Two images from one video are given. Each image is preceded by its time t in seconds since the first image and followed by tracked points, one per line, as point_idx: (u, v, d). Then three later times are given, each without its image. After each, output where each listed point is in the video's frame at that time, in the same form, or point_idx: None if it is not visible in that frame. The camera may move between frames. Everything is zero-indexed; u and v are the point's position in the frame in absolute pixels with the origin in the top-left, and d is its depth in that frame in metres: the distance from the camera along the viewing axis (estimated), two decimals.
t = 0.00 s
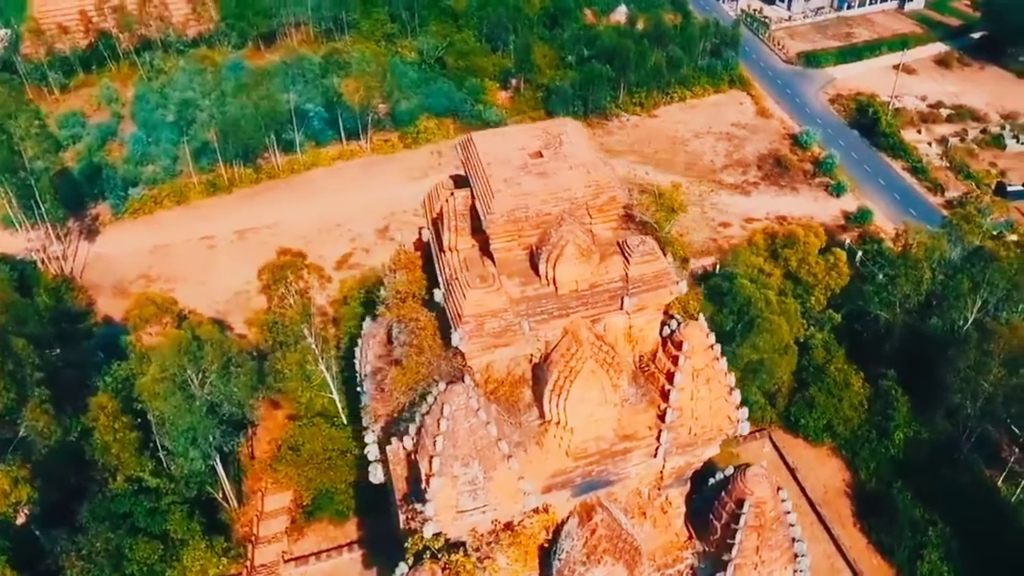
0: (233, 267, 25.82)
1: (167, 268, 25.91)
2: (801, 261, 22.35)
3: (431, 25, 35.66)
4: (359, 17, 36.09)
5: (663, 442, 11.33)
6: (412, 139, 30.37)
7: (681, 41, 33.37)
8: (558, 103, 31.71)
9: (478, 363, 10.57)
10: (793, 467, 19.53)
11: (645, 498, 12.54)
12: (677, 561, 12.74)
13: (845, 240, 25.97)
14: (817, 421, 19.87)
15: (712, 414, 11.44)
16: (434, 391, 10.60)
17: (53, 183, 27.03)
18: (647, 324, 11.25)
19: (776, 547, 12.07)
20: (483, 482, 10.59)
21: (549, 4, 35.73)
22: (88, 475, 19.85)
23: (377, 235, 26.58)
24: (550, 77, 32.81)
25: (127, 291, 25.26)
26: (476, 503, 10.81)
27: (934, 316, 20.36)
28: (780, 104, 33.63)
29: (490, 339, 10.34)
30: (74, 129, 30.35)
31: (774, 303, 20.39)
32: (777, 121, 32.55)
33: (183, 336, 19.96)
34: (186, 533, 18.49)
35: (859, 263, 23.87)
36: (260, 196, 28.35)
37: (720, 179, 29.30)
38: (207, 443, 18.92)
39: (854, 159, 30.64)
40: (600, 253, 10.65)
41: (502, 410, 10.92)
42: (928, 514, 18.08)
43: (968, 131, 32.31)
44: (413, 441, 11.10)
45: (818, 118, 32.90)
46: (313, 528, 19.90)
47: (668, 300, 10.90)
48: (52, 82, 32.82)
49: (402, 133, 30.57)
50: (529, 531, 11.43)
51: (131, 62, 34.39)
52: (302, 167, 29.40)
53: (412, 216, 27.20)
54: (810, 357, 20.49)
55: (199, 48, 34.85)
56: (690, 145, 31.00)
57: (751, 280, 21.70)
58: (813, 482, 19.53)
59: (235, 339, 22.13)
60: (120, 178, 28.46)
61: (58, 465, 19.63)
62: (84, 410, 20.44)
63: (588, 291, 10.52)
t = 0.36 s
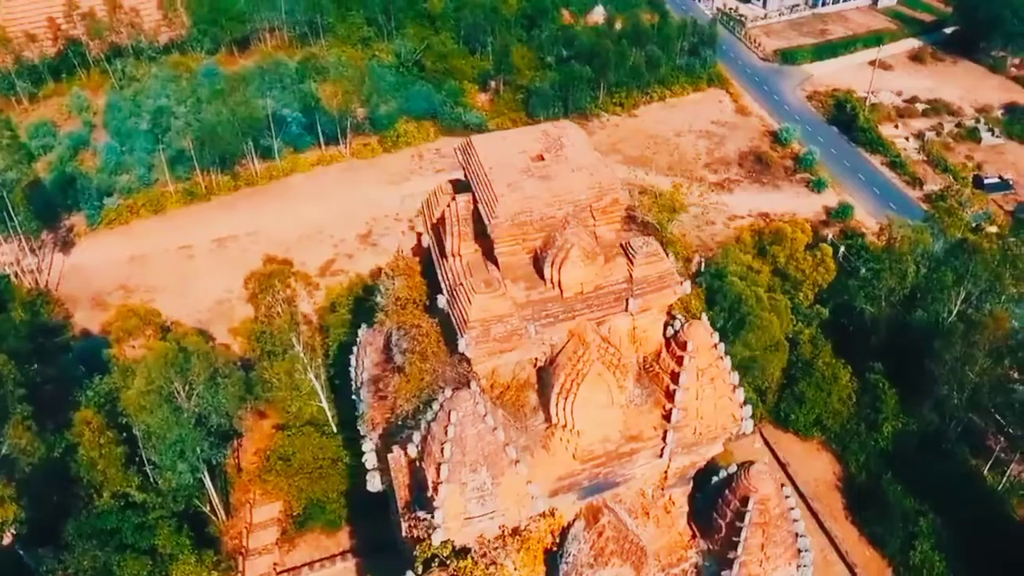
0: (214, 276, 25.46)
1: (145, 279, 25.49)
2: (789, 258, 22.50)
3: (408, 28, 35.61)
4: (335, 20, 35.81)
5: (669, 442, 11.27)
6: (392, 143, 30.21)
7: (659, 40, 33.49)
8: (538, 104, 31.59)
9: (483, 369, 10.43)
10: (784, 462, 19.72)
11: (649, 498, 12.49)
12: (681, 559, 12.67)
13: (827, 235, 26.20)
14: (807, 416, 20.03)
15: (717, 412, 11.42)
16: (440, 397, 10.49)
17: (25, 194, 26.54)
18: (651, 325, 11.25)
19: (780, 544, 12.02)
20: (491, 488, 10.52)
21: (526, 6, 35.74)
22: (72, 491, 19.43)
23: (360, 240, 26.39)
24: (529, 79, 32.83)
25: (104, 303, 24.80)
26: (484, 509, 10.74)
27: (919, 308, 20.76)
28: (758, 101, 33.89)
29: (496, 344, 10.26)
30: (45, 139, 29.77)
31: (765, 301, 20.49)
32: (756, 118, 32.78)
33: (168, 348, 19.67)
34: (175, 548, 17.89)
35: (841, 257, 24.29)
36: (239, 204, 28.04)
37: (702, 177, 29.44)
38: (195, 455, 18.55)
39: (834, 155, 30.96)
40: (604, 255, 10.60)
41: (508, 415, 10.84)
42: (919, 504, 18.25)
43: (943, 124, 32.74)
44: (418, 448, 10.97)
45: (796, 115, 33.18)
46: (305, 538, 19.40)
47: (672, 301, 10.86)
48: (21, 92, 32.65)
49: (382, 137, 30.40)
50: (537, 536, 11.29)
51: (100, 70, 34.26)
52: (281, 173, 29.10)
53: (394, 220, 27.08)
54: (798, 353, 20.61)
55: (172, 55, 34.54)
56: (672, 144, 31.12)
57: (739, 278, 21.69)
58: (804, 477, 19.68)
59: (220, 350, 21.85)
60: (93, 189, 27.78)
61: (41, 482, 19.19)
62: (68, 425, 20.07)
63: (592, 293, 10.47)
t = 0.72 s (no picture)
0: (187, 288, 24.98)
1: (117, 293, 24.96)
2: (773, 255, 23.19)
3: (377, 32, 35.40)
4: (303, 26, 35.51)
5: (673, 442, 11.21)
6: (366, 148, 30.00)
7: (631, 40, 33.64)
8: (512, 107, 31.51)
9: (486, 375, 10.25)
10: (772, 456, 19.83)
11: (651, 498, 12.42)
12: (684, 558, 12.63)
13: (804, 231, 26.46)
14: (793, 410, 20.16)
15: (718, 411, 11.41)
16: (443, 405, 10.35)
17: None
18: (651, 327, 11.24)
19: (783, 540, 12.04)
20: (498, 495, 10.38)
21: (497, 12, 35.61)
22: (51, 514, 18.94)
23: (337, 247, 26.09)
24: (502, 81, 32.79)
25: (74, 319, 24.19)
26: (491, 517, 10.59)
27: (898, 300, 20.86)
28: (731, 99, 34.15)
29: (500, 350, 10.12)
30: (8, 153, 29.01)
31: (753, 298, 20.66)
32: (730, 116, 33.00)
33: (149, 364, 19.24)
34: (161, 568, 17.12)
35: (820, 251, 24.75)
36: (211, 214, 27.60)
37: (678, 175, 29.56)
38: (179, 472, 17.89)
39: (808, 150, 31.29)
40: (604, 258, 10.56)
41: (511, 421, 10.73)
42: (905, 494, 18.44)
43: (913, 118, 33.22)
44: (420, 458, 10.81)
45: (769, 112, 33.45)
46: (293, 552, 19.05)
47: (672, 302, 10.83)
48: None
49: (355, 144, 30.17)
50: (543, 541, 11.17)
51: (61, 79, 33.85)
52: (253, 182, 28.78)
53: (370, 227, 26.84)
54: (782, 348, 20.71)
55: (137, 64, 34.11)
56: (647, 143, 31.23)
57: (726, 276, 21.60)
58: (792, 471, 19.82)
59: (200, 364, 21.48)
60: (60, 202, 27.17)
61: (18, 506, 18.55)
62: (44, 446, 19.59)
63: (594, 296, 10.43)
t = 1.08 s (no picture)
0: (161, 300, 24.51)
1: (89, 308, 24.44)
2: (755, 250, 23.34)
3: (347, 36, 35.15)
4: (270, 31, 35.32)
5: (675, 442, 11.18)
6: (340, 155, 29.83)
7: (604, 41, 33.70)
8: (487, 110, 31.35)
9: (490, 380, 10.20)
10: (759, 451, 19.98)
11: (652, 498, 12.37)
12: (686, 557, 12.54)
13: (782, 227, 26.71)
14: (778, 405, 20.30)
15: (720, 409, 11.39)
16: (448, 412, 10.27)
17: None
18: (652, 327, 11.22)
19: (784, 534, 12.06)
20: (505, 501, 10.24)
21: (468, 14, 36.22)
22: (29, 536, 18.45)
23: (314, 255, 25.77)
24: (476, 84, 32.75)
25: (45, 335, 23.61)
26: (498, 523, 10.42)
27: (880, 294, 21.13)
28: (705, 96, 34.41)
29: (503, 355, 10.07)
30: None
31: (739, 294, 20.86)
32: (705, 114, 33.19)
33: (130, 380, 18.83)
34: None
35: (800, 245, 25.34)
36: (184, 225, 27.24)
37: (655, 174, 29.68)
38: (163, 489, 17.62)
39: (783, 146, 31.59)
40: (605, 260, 10.51)
41: (514, 426, 10.57)
42: (892, 484, 18.70)
43: (885, 113, 33.68)
44: (423, 467, 10.67)
45: (743, 110, 33.72)
46: (282, 565, 18.61)
47: (673, 302, 10.82)
48: None
49: (329, 150, 29.97)
50: (547, 545, 11.13)
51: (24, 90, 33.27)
52: (225, 191, 28.50)
53: (347, 233, 26.58)
54: (766, 343, 20.92)
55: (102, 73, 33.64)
56: (623, 143, 31.33)
57: (710, 273, 21.89)
58: (781, 465, 19.92)
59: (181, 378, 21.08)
60: (28, 216, 26.34)
61: None
62: (22, 467, 19.13)
63: (596, 299, 10.35)
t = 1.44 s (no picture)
0: (136, 314, 24.00)
1: (60, 323, 23.84)
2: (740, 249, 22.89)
3: (316, 40, 34.82)
4: (239, 37, 34.82)
5: (678, 440, 11.14)
6: (314, 161, 29.60)
7: (578, 42, 33.48)
8: (462, 113, 31.28)
9: (495, 384, 10.13)
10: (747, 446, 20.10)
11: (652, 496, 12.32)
12: (688, 554, 12.47)
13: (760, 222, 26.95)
14: (765, 399, 20.45)
15: (721, 407, 11.36)
16: (454, 418, 10.12)
17: None
18: (653, 327, 11.14)
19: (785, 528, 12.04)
20: (512, 506, 10.12)
21: (440, 15, 37.01)
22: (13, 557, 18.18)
23: (291, 263, 25.44)
24: (450, 87, 32.68)
25: (15, 352, 22.99)
26: (506, 528, 10.30)
27: (860, 287, 21.41)
28: (678, 95, 34.65)
29: (508, 360, 9.97)
30: None
31: (725, 291, 21.04)
32: (679, 113, 33.38)
33: (111, 396, 18.40)
34: None
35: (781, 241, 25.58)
36: (154, 236, 26.81)
37: (632, 173, 29.78)
38: (148, 507, 17.18)
39: (758, 143, 31.89)
40: (605, 261, 10.43)
41: (519, 430, 10.44)
42: (879, 475, 18.86)
43: (857, 107, 34.17)
44: (427, 474, 10.52)
45: (718, 107, 33.98)
46: None
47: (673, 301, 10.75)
48: None
49: (302, 156, 29.73)
50: (552, 549, 10.95)
51: None
52: (197, 201, 28.07)
53: (325, 240, 26.30)
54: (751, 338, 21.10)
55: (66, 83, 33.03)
56: (599, 142, 31.39)
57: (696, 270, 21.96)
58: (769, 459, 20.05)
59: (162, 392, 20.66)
60: None
61: None
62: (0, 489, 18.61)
63: (599, 300, 10.25)
